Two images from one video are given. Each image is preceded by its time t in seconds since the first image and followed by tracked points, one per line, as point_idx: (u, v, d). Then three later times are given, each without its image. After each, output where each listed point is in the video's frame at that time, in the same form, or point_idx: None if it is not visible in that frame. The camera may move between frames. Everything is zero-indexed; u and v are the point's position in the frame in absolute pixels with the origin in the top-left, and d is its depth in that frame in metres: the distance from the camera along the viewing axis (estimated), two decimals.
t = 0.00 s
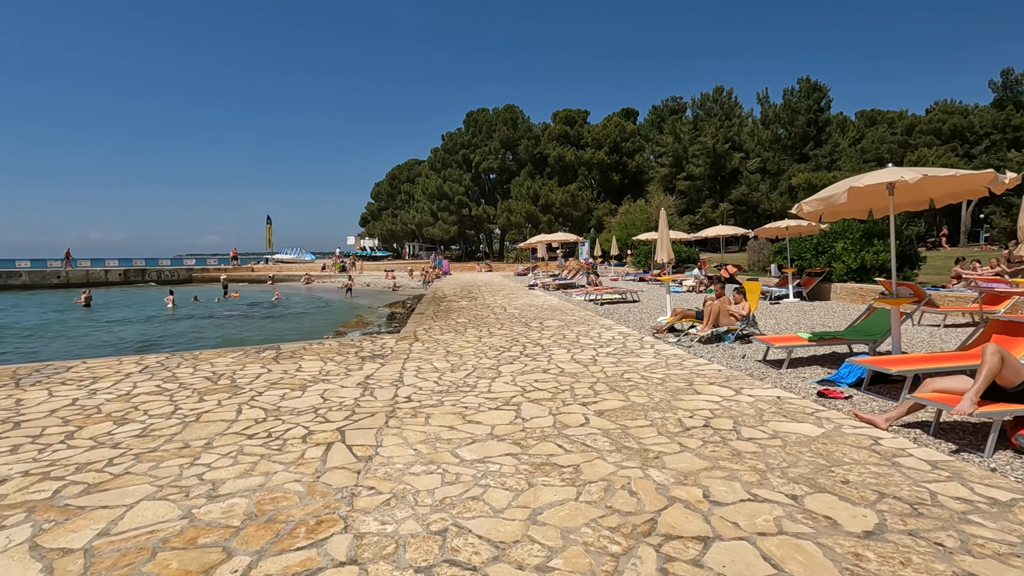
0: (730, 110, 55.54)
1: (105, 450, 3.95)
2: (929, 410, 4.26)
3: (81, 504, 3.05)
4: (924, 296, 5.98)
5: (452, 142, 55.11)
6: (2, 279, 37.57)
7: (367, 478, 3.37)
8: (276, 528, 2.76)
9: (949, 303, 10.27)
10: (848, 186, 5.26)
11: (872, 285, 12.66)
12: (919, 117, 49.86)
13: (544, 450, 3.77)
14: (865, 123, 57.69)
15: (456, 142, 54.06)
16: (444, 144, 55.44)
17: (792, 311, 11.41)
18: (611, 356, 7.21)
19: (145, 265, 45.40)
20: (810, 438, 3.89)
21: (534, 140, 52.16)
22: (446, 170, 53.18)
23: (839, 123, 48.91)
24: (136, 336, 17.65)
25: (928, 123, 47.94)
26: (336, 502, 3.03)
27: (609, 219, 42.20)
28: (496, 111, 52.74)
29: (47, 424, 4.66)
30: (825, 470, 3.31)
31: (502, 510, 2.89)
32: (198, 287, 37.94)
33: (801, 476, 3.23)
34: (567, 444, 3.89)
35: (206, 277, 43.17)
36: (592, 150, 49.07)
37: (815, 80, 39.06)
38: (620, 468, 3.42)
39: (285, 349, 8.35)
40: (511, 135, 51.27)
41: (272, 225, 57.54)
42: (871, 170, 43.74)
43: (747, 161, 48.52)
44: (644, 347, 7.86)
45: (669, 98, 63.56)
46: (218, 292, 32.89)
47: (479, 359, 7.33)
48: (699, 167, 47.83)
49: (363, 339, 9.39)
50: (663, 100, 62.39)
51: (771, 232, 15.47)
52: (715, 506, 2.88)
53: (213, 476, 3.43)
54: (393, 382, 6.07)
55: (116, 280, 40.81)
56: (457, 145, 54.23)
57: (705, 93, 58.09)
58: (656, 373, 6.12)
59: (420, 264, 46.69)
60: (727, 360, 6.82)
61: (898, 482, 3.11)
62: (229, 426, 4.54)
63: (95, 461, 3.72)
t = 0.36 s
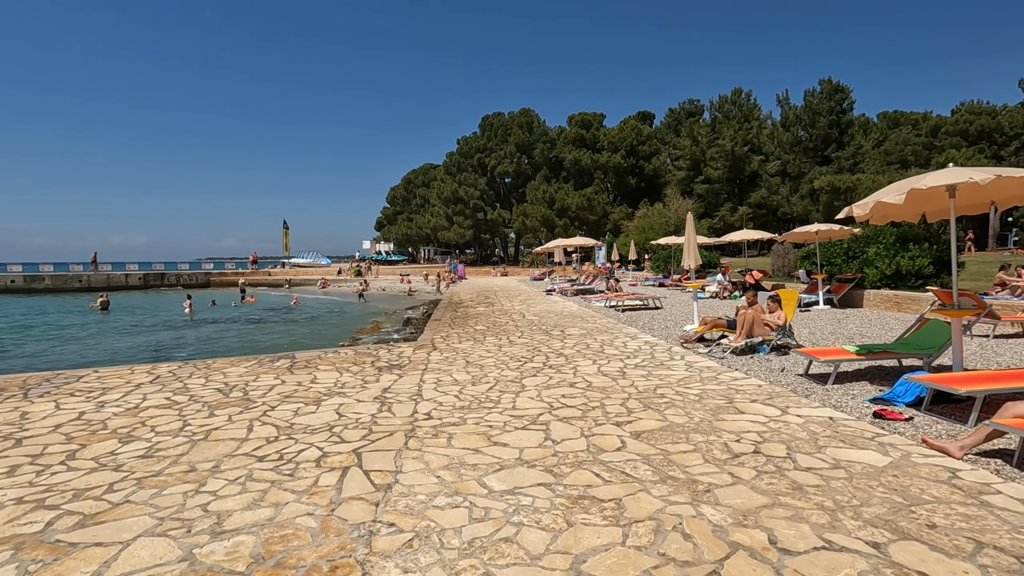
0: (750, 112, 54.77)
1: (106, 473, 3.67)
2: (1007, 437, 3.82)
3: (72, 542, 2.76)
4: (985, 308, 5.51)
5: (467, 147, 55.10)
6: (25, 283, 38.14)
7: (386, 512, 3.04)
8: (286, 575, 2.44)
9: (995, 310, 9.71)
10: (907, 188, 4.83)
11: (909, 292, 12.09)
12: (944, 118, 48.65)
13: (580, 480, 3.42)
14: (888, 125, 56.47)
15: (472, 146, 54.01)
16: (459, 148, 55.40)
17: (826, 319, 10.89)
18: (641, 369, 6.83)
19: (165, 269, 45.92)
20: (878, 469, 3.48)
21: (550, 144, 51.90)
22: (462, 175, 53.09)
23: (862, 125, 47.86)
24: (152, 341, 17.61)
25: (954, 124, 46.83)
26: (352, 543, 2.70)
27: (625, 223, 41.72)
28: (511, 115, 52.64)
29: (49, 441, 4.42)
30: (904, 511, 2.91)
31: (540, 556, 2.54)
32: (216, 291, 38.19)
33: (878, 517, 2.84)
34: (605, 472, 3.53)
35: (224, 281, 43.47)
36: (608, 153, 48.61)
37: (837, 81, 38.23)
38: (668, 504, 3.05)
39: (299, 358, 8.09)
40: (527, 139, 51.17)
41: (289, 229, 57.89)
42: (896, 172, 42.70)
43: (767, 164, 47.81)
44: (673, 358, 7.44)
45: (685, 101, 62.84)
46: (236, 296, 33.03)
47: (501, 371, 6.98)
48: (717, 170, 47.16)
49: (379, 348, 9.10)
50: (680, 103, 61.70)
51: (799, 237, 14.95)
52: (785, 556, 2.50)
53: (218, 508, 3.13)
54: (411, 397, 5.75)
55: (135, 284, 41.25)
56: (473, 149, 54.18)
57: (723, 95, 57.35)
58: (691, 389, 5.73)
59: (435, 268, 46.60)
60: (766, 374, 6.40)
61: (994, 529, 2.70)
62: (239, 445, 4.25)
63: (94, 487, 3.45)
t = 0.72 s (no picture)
0: (762, 112, 54.09)
1: (87, 493, 3.35)
2: None
3: None
4: None
5: (477, 147, 54.92)
6: (38, 284, 38.37)
7: (393, 545, 2.68)
8: None
9: None
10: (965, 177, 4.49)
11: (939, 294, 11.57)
12: (962, 117, 47.65)
13: (611, 507, 3.04)
14: (903, 124, 55.51)
15: (481, 147, 53.79)
16: (468, 149, 55.16)
17: (852, 323, 10.41)
18: (663, 376, 6.43)
19: (176, 270, 46.03)
20: (950, 496, 3.06)
21: (560, 144, 51.53)
22: (471, 175, 52.83)
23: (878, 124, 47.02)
24: (159, 342, 17.44)
25: (971, 123, 45.86)
26: None
27: (636, 224, 41.26)
28: (520, 115, 52.37)
29: (32, 454, 4.11)
30: (993, 550, 2.50)
31: None
32: (225, 292, 38.16)
33: (962, 558, 2.44)
34: (639, 497, 3.14)
35: (234, 283, 43.49)
36: (619, 153, 48.03)
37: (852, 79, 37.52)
38: (715, 538, 2.66)
39: (304, 363, 7.77)
40: (536, 139, 51.03)
41: (298, 230, 57.96)
42: (913, 172, 41.82)
43: (780, 164, 47.50)
44: (696, 365, 7.04)
45: (696, 101, 62.15)
46: (245, 297, 32.94)
47: (515, 377, 6.60)
48: (730, 170, 46.49)
49: (387, 352, 8.78)
50: (691, 103, 61.03)
51: (821, 237, 14.47)
52: None
53: (205, 537, 2.79)
54: (421, 406, 5.40)
55: (146, 285, 41.37)
56: (482, 150, 53.95)
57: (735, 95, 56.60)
58: (721, 398, 5.33)
59: (444, 270, 46.37)
60: (800, 383, 5.97)
61: None
62: (235, 460, 3.91)
63: (71, 510, 3.12)
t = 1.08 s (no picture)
0: (773, 110, 53.41)
1: (53, 525, 3.01)
2: None
3: None
4: None
5: (485, 147, 54.62)
6: (47, 284, 38.48)
7: None
8: None
9: None
10: None
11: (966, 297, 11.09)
12: (978, 115, 46.78)
13: (641, 547, 2.66)
14: (917, 122, 54.67)
15: (489, 147, 53.47)
16: (475, 148, 54.84)
17: (877, 326, 9.95)
18: (684, 386, 6.03)
19: (183, 271, 46.02)
20: None
21: (568, 144, 51.09)
22: (478, 175, 52.51)
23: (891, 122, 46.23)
24: (163, 345, 17.21)
25: (987, 121, 45.01)
26: None
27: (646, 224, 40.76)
28: (528, 115, 52.03)
29: (4, 474, 3.79)
30: None
31: None
32: (232, 293, 38.04)
33: None
34: (671, 535, 2.76)
35: (241, 283, 43.40)
36: (627, 153, 47.41)
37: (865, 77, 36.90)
38: None
39: (305, 370, 7.44)
40: (544, 139, 50.76)
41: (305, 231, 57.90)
42: (928, 171, 41.05)
43: (791, 163, 46.98)
44: (717, 373, 6.63)
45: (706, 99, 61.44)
46: (251, 298, 32.79)
47: (526, 387, 6.23)
48: (740, 169, 45.85)
49: (392, 358, 8.45)
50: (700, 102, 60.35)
51: (840, 238, 13.99)
52: None
53: None
54: (426, 419, 5.04)
55: (154, 285, 41.38)
56: (490, 149, 53.63)
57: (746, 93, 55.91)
58: (749, 412, 4.93)
59: (451, 270, 46.04)
60: (833, 394, 5.56)
61: None
62: (221, 483, 3.57)
63: (31, 548, 2.77)
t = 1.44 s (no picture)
0: (789, 104, 52.41)
1: (16, 552, 2.69)
2: None
3: None
4: None
5: (495, 143, 54.23)
6: (61, 281, 38.80)
7: None
8: None
9: None
10: None
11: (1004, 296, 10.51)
12: (1002, 108, 45.52)
13: None
14: (937, 115, 53.40)
15: (500, 142, 53.06)
16: (487, 145, 54.45)
17: (910, 326, 9.43)
18: (711, 391, 5.62)
19: (196, 267, 46.25)
20: None
21: (580, 139, 50.53)
22: (489, 172, 52.13)
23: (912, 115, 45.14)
24: (171, 342, 17.06)
25: (1012, 113, 43.76)
26: None
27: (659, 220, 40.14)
28: (540, 110, 51.52)
29: None
30: None
31: None
32: (243, 290, 38.08)
33: None
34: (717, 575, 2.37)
35: (252, 280, 43.49)
36: (640, 148, 46.61)
37: (887, 69, 36.05)
38: None
39: (309, 371, 7.12)
40: (556, 135, 50.24)
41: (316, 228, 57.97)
42: (951, 165, 39.99)
43: (808, 158, 46.02)
44: (746, 377, 6.21)
45: (720, 94, 60.45)
46: (262, 295, 32.73)
47: (542, 391, 5.85)
48: (756, 165, 44.99)
49: (401, 357, 8.12)
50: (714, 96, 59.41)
51: (867, 233, 13.41)
52: None
53: None
54: (435, 426, 4.68)
55: (167, 282, 41.60)
56: (501, 145, 53.22)
57: (761, 87, 54.91)
58: (788, 422, 4.51)
59: (462, 267, 45.77)
60: (876, 401, 5.11)
61: None
62: (208, 502, 3.23)
63: None
